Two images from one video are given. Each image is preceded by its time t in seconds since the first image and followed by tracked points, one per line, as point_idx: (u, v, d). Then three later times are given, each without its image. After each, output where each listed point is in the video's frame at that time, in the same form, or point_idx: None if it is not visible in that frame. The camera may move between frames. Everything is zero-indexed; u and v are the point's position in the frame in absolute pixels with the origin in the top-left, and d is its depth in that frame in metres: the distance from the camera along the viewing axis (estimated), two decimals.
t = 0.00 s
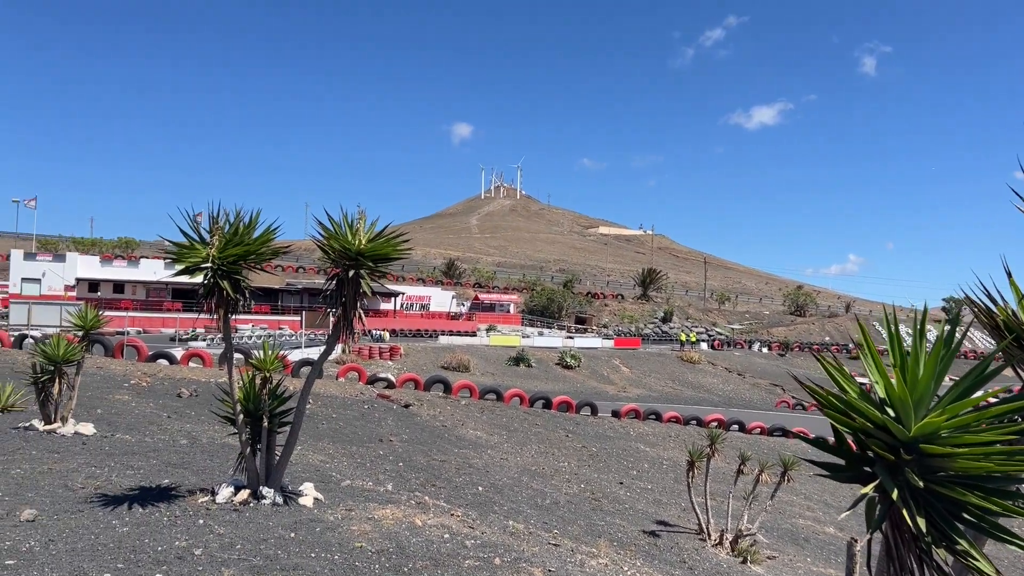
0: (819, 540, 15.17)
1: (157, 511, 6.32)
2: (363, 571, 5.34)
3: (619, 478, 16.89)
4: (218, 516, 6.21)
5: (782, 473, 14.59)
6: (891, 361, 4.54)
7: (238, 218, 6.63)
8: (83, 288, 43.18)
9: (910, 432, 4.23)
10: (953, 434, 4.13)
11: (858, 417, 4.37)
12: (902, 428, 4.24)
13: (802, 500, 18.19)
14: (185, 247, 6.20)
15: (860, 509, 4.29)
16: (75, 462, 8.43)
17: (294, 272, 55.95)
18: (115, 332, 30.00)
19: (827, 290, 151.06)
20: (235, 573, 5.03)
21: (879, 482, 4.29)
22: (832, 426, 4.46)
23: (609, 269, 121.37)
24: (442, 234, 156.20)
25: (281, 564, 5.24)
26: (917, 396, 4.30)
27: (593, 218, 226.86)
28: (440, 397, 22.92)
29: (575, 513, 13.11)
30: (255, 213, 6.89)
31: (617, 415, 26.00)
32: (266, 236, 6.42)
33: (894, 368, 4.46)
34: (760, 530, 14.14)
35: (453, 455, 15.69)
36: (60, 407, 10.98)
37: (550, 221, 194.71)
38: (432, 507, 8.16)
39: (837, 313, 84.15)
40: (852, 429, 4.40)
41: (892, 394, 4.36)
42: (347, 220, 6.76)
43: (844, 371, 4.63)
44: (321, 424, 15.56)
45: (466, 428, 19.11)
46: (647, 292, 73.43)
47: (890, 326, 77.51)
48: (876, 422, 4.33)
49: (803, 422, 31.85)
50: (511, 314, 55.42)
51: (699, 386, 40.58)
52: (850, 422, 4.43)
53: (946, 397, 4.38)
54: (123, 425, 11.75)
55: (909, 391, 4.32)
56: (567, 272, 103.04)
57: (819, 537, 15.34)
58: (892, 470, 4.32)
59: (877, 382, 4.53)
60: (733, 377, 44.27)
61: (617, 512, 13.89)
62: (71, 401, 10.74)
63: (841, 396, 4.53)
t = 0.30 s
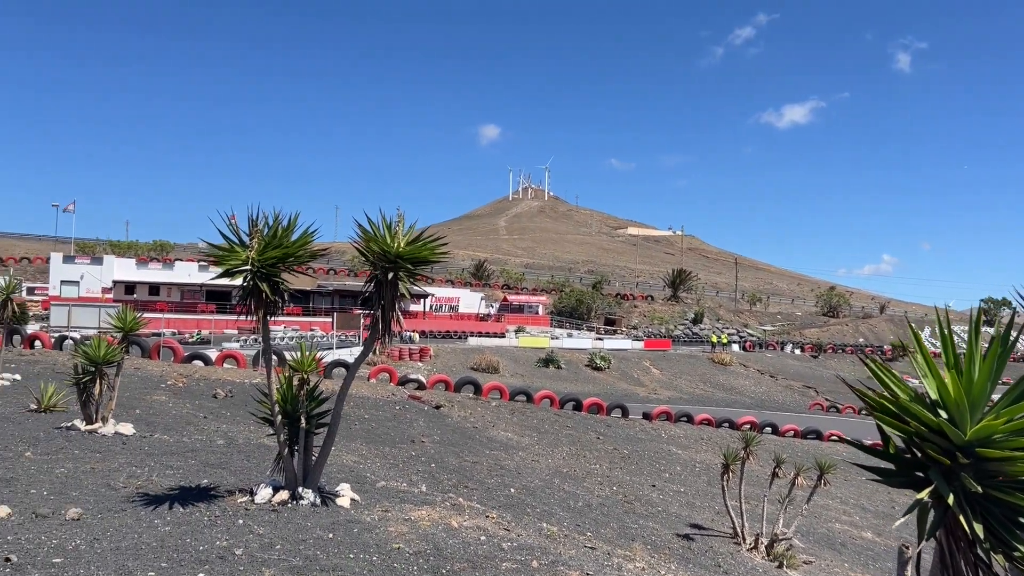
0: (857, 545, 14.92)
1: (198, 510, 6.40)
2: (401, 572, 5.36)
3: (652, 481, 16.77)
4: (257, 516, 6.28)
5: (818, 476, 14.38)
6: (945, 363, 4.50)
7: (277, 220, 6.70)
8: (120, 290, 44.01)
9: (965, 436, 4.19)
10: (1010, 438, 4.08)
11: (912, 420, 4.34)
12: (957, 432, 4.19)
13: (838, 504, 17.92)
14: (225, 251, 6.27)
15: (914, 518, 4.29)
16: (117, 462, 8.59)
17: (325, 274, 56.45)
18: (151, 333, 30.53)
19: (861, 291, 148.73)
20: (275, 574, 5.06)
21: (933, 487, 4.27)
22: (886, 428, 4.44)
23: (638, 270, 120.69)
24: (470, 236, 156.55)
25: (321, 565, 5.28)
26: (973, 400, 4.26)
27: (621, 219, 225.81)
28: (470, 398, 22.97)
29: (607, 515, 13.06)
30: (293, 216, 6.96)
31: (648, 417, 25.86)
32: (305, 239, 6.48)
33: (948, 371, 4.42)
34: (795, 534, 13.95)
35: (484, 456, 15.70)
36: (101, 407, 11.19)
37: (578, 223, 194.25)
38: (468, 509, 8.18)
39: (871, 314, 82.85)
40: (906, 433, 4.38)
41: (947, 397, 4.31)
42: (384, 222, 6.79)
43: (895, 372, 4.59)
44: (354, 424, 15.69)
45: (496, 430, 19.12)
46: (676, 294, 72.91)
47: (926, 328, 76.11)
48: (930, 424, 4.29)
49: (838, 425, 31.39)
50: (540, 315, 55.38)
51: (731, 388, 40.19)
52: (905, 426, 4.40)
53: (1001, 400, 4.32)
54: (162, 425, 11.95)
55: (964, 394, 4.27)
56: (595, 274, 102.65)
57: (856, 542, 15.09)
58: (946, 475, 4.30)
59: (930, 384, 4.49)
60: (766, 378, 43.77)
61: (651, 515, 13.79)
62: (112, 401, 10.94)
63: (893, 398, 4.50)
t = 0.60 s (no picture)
0: (889, 550, 14.72)
1: (231, 511, 6.45)
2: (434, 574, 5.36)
3: (679, 484, 16.64)
4: (289, 517, 6.30)
5: (849, 481, 14.19)
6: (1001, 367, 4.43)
7: (309, 223, 6.72)
8: (149, 292, 44.60)
9: (1021, 444, 4.14)
10: None
11: (967, 427, 4.31)
12: (1013, 440, 4.15)
13: (869, 509, 17.67)
14: (259, 253, 6.30)
15: (965, 527, 4.31)
16: (150, 461, 8.67)
17: (349, 276, 56.77)
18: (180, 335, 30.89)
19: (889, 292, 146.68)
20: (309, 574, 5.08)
21: (988, 496, 4.23)
22: (941, 436, 4.39)
23: (662, 271, 120.02)
24: (493, 237, 156.67)
25: (354, 566, 5.29)
26: None
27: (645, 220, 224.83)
28: (495, 400, 22.98)
29: (635, 518, 12.98)
30: (324, 218, 6.98)
31: (674, 419, 25.69)
32: (336, 241, 6.50)
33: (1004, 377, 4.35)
34: (826, 539, 13.77)
35: (511, 458, 15.69)
36: (134, 407, 11.31)
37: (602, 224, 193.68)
38: (497, 510, 8.17)
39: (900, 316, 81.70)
40: (962, 440, 4.33)
41: (1003, 403, 4.26)
42: (414, 224, 6.78)
43: (949, 378, 4.53)
44: (381, 425, 15.74)
45: (522, 431, 19.11)
46: (701, 295, 72.41)
47: (956, 330, 74.92)
48: (986, 431, 4.26)
49: (867, 428, 30.98)
50: (563, 317, 55.27)
51: (757, 390, 39.81)
52: (960, 432, 4.36)
53: None
54: (193, 425, 12.06)
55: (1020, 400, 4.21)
56: (619, 275, 102.27)
57: (888, 547, 14.88)
58: (1001, 482, 4.25)
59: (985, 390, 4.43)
60: (793, 381, 43.31)
61: (678, 519, 13.69)
62: (144, 402, 11.06)
63: (945, 405, 4.46)
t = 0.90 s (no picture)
0: (911, 553, 14.54)
1: (253, 513, 6.45)
2: None
3: (698, 487, 16.53)
4: (311, 520, 6.28)
5: (871, 484, 14.02)
6: None
7: (331, 224, 6.70)
8: (167, 293, 44.92)
9: None
10: None
11: (1014, 432, 4.24)
12: None
13: (890, 512, 17.48)
14: (281, 254, 6.29)
15: (1008, 536, 4.25)
16: (173, 463, 8.70)
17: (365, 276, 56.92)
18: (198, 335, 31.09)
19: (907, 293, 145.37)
20: None
21: None
22: (985, 441, 4.32)
23: (677, 272, 119.56)
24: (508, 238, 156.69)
25: (378, 570, 5.26)
26: None
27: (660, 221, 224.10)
28: (512, 401, 22.96)
29: (655, 521, 12.89)
30: (346, 219, 6.96)
31: (692, 421, 25.56)
32: (359, 242, 6.48)
33: None
34: (848, 543, 13.62)
35: (529, 459, 15.64)
36: (155, 408, 11.37)
37: (617, 225, 193.23)
38: (518, 513, 8.12)
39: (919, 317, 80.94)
40: (1009, 445, 4.26)
41: None
42: (436, 224, 6.75)
43: (993, 382, 4.47)
44: (399, 426, 15.74)
45: (539, 433, 19.07)
46: (717, 296, 72.06)
47: (976, 331, 74.12)
48: None
49: (887, 430, 30.69)
50: (579, 318, 55.13)
51: (775, 392, 39.54)
52: (1007, 437, 4.29)
53: None
54: (214, 426, 12.12)
55: None
56: (634, 275, 101.98)
57: (911, 551, 14.70)
58: None
59: None
60: (811, 382, 42.98)
61: (698, 522, 13.59)
62: (165, 403, 11.11)
63: (991, 409, 4.39)
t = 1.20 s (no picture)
0: (926, 557, 14.40)
1: (266, 517, 6.37)
2: None
3: (709, 489, 16.40)
4: (325, 523, 6.22)
5: (885, 486, 13.86)
6: None
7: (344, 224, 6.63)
8: (174, 294, 44.99)
9: None
10: None
11: None
12: None
13: (903, 515, 17.32)
14: (295, 254, 6.22)
15: None
16: (185, 465, 8.66)
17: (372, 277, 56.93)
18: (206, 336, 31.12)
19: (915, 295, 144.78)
20: None
21: None
22: None
23: (684, 273, 119.32)
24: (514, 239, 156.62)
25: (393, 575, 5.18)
26: None
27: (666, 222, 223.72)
28: (521, 402, 22.88)
29: (666, 524, 12.78)
30: (359, 219, 6.88)
31: (701, 422, 25.43)
32: (373, 242, 6.41)
33: None
34: (862, 546, 13.47)
35: (539, 461, 15.56)
36: (165, 409, 11.33)
37: (623, 226, 192.96)
38: (532, 517, 8.02)
39: (928, 318, 80.51)
40: None
41: None
42: (450, 224, 6.68)
43: None
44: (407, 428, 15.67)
45: (549, 434, 18.98)
46: (725, 296, 71.80)
47: (985, 332, 73.69)
48: None
49: (898, 431, 30.50)
50: (586, 319, 55.00)
51: (784, 394, 39.35)
52: None
53: None
54: (224, 428, 12.07)
55: None
56: (641, 276, 101.79)
57: (925, 554, 14.56)
58: None
59: None
60: (820, 384, 42.78)
61: (710, 524, 13.48)
62: (175, 405, 11.06)
63: None
